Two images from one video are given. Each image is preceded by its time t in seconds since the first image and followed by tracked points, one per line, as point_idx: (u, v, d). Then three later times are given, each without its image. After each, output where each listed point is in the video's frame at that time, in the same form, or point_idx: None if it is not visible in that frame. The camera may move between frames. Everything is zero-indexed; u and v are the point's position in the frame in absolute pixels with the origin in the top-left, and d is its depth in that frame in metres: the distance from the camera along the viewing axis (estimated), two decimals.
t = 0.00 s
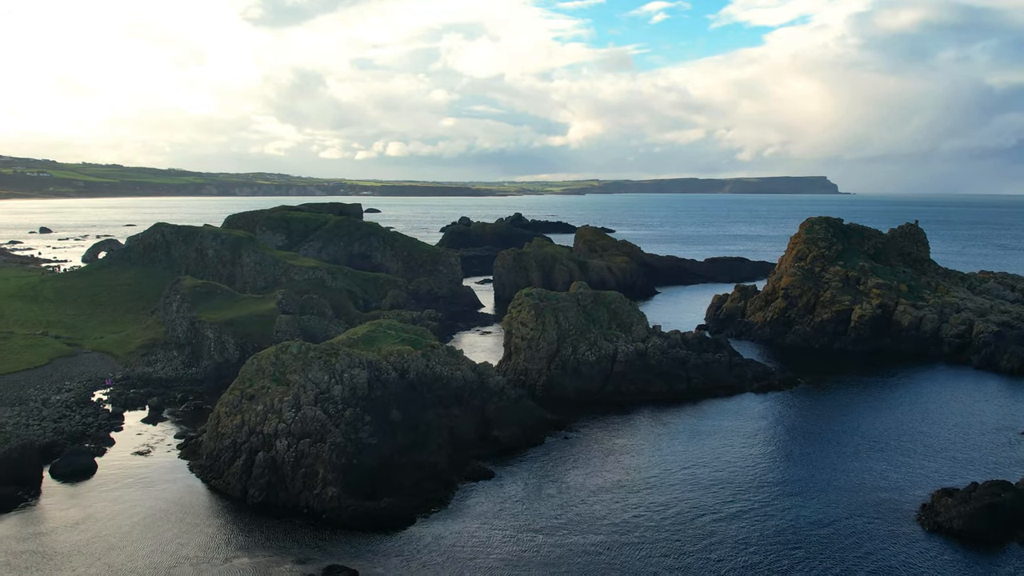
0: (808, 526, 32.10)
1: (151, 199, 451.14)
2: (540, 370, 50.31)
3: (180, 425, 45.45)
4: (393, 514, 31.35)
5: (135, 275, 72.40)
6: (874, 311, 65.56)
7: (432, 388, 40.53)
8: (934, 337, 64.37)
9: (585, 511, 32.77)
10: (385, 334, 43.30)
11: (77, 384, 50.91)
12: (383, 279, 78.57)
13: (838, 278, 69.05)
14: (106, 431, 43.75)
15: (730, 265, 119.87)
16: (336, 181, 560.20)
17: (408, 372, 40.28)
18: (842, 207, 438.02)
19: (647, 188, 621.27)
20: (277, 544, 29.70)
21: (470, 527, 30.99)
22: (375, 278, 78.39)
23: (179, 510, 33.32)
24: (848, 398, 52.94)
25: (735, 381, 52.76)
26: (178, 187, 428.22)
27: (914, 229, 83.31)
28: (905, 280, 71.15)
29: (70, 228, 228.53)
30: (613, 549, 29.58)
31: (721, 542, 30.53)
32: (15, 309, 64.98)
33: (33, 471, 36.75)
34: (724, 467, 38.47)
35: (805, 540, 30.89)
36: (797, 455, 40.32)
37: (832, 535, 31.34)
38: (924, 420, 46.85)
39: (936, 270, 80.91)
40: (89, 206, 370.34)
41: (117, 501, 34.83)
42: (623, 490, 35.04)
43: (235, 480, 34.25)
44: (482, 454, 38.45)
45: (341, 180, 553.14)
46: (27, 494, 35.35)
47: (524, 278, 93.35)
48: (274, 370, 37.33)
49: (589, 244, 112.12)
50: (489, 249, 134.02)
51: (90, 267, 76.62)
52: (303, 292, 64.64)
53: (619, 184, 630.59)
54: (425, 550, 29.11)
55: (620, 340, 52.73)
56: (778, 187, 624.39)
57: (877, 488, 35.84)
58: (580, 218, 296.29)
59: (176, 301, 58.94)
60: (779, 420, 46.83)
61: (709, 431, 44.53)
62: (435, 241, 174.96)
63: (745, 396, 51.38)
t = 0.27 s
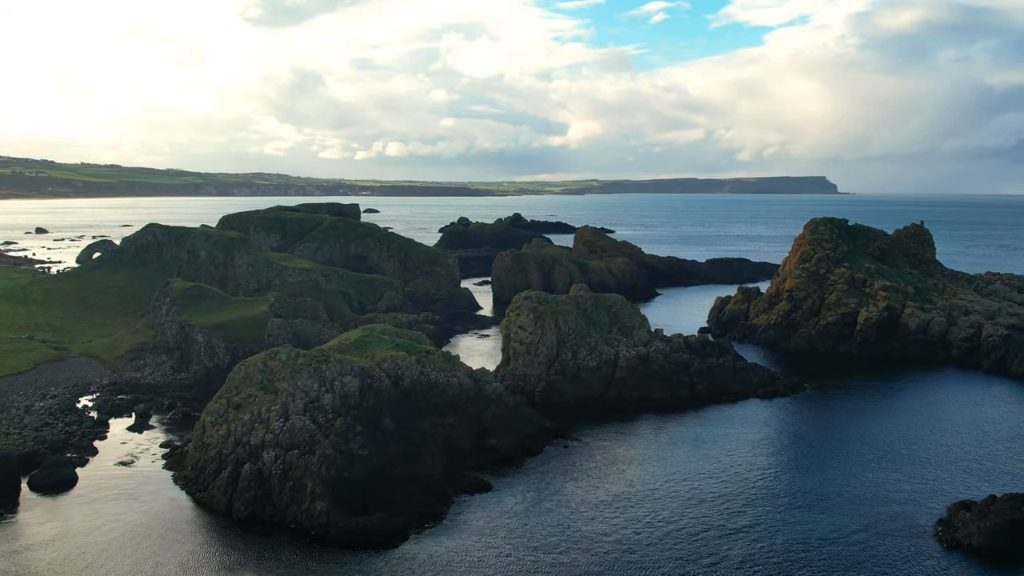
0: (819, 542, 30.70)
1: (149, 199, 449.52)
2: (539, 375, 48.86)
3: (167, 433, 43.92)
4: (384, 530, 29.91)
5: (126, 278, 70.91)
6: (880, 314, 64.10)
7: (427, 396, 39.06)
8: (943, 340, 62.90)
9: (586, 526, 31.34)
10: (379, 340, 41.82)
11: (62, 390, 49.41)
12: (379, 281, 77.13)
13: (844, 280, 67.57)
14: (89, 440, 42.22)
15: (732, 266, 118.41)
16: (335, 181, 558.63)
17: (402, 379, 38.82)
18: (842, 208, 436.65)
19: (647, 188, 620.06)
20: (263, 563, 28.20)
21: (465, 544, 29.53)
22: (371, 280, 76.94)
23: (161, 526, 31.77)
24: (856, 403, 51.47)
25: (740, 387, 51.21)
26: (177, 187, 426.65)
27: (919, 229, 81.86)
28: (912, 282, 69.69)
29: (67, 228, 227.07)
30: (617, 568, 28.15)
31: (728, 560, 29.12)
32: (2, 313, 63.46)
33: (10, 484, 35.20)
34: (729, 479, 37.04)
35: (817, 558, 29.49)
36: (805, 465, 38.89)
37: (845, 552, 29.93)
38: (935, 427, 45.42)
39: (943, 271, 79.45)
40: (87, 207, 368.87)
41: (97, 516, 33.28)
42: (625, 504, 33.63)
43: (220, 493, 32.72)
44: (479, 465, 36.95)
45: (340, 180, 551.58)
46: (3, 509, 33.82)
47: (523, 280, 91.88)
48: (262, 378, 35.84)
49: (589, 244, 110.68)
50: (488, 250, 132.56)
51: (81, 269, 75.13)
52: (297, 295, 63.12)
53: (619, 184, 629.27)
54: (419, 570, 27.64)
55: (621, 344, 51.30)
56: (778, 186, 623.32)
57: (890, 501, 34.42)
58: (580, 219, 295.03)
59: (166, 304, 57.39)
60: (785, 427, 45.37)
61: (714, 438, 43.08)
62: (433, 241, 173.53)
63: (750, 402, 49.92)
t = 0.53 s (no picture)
0: (831, 560, 29.23)
1: (148, 199, 447.97)
2: (538, 381, 47.37)
3: (153, 441, 42.44)
4: (375, 548, 28.39)
5: (116, 280, 69.37)
6: (887, 317, 62.63)
7: (421, 404, 37.55)
8: (951, 344, 61.41)
9: (586, 543, 29.86)
10: (371, 345, 40.33)
11: (46, 396, 47.91)
12: (375, 283, 75.65)
13: (850, 282, 66.07)
14: (71, 449, 40.65)
15: (733, 268, 117.00)
16: (334, 181, 557.11)
17: (396, 387, 37.33)
18: (843, 208, 435.31)
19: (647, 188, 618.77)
20: None
21: (459, 562, 28.02)
22: (367, 282, 75.44)
23: (140, 542, 30.24)
24: (864, 409, 50.00)
25: (744, 393, 49.71)
26: (175, 187, 425.14)
27: (926, 230, 80.37)
28: (919, 284, 68.19)
29: (64, 228, 225.60)
30: None
31: None
32: None
33: None
34: (736, 490, 35.57)
35: None
36: (814, 476, 37.44)
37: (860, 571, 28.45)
38: (946, 435, 43.98)
39: (950, 273, 77.96)
40: (86, 207, 367.46)
41: (74, 530, 31.77)
42: (627, 518, 32.15)
43: (203, 507, 31.23)
44: (475, 476, 35.45)
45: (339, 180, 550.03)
46: None
47: (523, 282, 90.39)
48: (249, 386, 34.36)
49: (588, 245, 109.26)
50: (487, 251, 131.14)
51: (71, 271, 73.56)
52: (290, 298, 61.63)
53: (619, 184, 627.89)
54: None
55: (622, 349, 49.83)
56: (778, 186, 622.05)
57: (904, 516, 32.96)
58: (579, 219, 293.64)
59: (155, 307, 55.82)
60: (792, 434, 43.92)
61: (719, 447, 41.64)
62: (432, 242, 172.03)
63: (755, 408, 48.43)
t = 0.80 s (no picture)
0: None
1: (146, 199, 446.56)
2: (537, 388, 45.91)
3: (138, 450, 40.93)
4: (365, 568, 26.94)
5: (106, 281, 67.81)
6: (895, 320, 61.15)
7: (416, 412, 36.07)
8: (961, 348, 59.96)
9: (588, 562, 28.40)
10: (364, 351, 38.79)
11: (30, 403, 46.39)
12: (371, 285, 74.19)
13: (856, 284, 64.56)
14: (52, 459, 39.15)
15: (735, 268, 115.57)
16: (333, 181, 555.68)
17: (389, 395, 35.84)
18: (844, 207, 434.01)
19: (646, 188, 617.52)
20: None
21: None
22: (363, 283, 73.97)
23: (118, 560, 28.74)
24: (874, 415, 48.53)
25: (750, 400, 48.17)
26: (174, 188, 423.80)
27: (932, 231, 78.95)
28: (927, 286, 66.74)
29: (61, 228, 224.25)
30: None
31: None
32: None
33: None
34: (744, 503, 34.15)
35: None
36: (825, 487, 36.00)
37: None
38: (958, 443, 42.61)
39: (957, 274, 76.54)
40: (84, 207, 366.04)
41: (50, 546, 30.25)
42: (630, 534, 30.69)
43: (186, 523, 29.74)
44: (471, 488, 33.97)
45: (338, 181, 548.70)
46: None
47: (522, 283, 88.88)
48: (235, 396, 32.84)
49: (588, 246, 107.79)
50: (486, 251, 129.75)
51: (60, 272, 71.97)
52: (282, 301, 60.11)
53: (618, 184, 626.42)
54: None
55: (624, 353, 48.35)
56: (779, 186, 620.86)
57: (920, 531, 31.52)
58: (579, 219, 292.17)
59: (143, 311, 54.26)
60: (799, 442, 42.54)
61: (724, 456, 40.17)
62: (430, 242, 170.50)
63: (761, 415, 46.96)
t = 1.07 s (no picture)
0: None
1: (146, 199, 445.48)
2: (537, 395, 44.56)
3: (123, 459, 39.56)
4: None
5: (97, 283, 66.38)
6: (903, 324, 59.76)
7: (410, 422, 34.72)
8: (970, 351, 58.61)
9: None
10: (357, 358, 37.42)
11: (14, 410, 45.00)
12: (367, 286, 72.89)
13: (863, 286, 63.15)
14: (34, 470, 37.73)
15: (738, 269, 114.25)
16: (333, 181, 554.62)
17: (382, 403, 34.48)
18: (845, 207, 432.52)
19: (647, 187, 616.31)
20: None
21: None
22: (359, 285, 72.67)
23: None
24: (883, 422, 47.15)
25: (756, 406, 46.74)
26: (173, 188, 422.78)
27: (938, 231, 77.55)
28: (935, 289, 65.32)
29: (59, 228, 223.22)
30: None
31: None
32: None
33: None
34: (752, 517, 32.79)
35: None
36: (835, 500, 34.68)
37: None
38: (971, 452, 41.26)
39: (964, 276, 75.16)
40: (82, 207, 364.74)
41: (26, 563, 28.86)
42: (633, 551, 29.38)
43: (168, 540, 28.37)
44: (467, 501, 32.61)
45: (338, 181, 547.63)
46: None
47: (521, 285, 87.51)
48: (221, 405, 31.47)
49: (589, 246, 106.47)
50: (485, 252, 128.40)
51: (50, 274, 70.52)
52: (276, 303, 58.72)
53: (618, 183, 625.05)
54: None
55: (626, 358, 46.99)
56: (779, 186, 619.58)
57: (936, 548, 30.21)
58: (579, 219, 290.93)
59: (132, 314, 52.81)
60: (807, 451, 41.16)
61: (730, 466, 38.85)
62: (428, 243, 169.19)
63: (767, 421, 45.59)
